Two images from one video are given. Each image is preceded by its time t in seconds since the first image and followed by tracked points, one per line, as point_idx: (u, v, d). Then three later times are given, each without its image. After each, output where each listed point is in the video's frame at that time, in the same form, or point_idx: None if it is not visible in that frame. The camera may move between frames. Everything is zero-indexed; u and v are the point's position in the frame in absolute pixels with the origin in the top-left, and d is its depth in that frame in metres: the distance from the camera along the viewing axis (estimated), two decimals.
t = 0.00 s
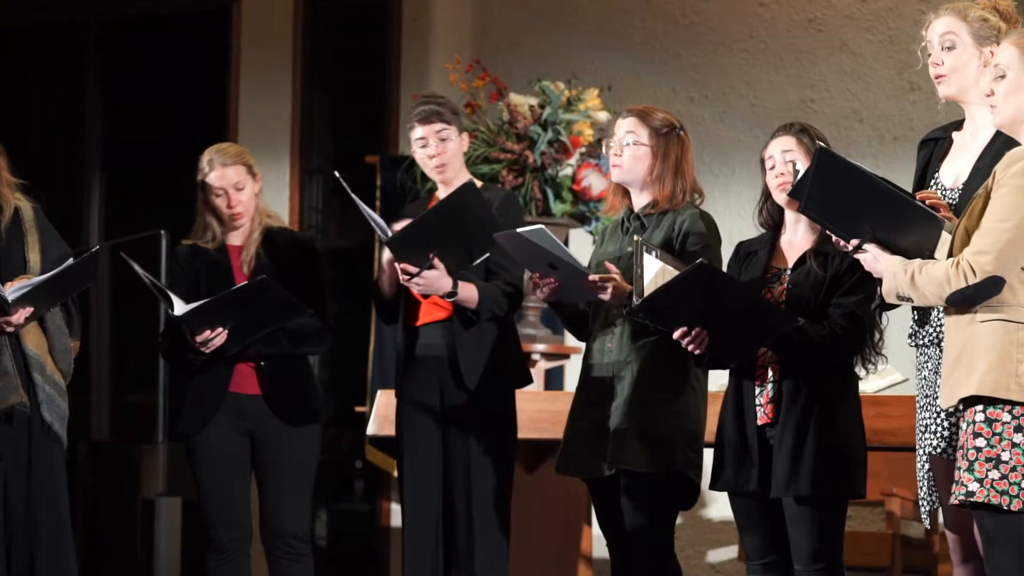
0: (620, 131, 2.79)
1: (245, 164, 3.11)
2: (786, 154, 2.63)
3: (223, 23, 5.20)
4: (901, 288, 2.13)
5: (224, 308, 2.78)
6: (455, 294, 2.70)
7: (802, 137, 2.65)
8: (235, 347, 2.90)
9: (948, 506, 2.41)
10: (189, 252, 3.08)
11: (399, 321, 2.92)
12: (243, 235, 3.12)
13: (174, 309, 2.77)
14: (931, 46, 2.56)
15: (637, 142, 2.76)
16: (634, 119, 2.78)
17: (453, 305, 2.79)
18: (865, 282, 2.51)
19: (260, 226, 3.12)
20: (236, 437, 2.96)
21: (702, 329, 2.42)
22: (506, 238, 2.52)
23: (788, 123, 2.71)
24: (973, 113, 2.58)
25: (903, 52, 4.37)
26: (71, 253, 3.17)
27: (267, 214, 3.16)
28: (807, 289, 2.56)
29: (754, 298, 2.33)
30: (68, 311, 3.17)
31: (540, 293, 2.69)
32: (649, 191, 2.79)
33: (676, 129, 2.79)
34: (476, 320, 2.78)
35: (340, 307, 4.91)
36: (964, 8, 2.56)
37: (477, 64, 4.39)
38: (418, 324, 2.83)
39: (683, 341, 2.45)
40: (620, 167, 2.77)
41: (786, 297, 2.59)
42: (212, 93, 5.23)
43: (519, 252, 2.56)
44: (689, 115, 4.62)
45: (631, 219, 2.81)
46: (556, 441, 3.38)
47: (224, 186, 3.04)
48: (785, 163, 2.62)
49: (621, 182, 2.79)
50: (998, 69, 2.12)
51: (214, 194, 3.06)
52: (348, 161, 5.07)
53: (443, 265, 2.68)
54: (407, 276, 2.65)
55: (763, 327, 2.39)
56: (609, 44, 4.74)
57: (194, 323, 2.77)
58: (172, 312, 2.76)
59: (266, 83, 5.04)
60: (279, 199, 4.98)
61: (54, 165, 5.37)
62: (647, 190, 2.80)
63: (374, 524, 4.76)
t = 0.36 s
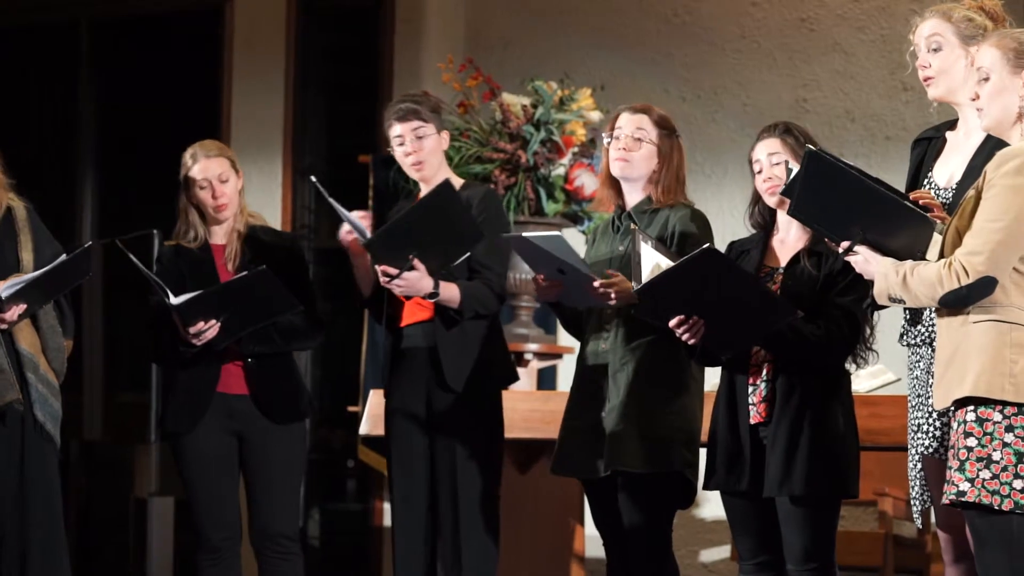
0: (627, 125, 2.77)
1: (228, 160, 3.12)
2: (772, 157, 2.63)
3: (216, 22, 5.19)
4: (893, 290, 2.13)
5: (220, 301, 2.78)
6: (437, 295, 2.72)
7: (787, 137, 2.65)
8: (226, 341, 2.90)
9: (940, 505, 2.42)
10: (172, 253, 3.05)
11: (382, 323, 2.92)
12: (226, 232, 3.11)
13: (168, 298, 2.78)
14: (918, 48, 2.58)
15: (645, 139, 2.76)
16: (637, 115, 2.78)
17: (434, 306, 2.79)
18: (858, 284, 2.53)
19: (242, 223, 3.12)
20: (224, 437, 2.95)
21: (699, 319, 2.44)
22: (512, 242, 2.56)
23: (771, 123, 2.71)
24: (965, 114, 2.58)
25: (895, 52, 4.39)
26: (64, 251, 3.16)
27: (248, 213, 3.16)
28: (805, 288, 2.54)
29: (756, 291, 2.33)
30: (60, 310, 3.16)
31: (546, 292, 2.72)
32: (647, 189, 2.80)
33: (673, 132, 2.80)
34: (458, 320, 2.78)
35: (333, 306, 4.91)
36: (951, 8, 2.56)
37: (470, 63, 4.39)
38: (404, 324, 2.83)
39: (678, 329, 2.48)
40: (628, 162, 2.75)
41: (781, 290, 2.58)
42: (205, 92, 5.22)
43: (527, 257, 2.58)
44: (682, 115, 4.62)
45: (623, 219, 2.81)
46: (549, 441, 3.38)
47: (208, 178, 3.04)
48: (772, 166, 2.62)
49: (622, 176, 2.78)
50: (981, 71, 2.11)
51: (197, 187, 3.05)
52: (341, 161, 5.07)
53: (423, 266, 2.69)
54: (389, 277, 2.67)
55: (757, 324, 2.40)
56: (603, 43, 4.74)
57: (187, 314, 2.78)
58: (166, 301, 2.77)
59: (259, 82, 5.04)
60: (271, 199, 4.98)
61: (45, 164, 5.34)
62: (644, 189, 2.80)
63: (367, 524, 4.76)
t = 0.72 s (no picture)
0: (629, 122, 2.78)
1: (230, 157, 3.13)
2: (761, 158, 2.63)
3: (211, 21, 5.18)
4: (884, 288, 2.14)
5: (218, 292, 2.78)
6: (420, 297, 2.71)
7: (775, 138, 2.66)
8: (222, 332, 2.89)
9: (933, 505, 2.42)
10: (172, 247, 3.05)
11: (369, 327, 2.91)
12: (226, 228, 3.11)
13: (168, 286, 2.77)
14: (912, 47, 2.58)
15: (645, 136, 2.77)
16: (638, 113, 2.79)
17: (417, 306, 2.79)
18: (852, 284, 2.51)
19: (241, 221, 3.12)
20: (217, 436, 2.94)
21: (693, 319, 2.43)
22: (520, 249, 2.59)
23: (759, 125, 2.71)
24: (958, 113, 2.58)
25: (889, 51, 4.39)
26: (58, 250, 3.15)
27: (248, 213, 3.16)
28: (796, 287, 2.55)
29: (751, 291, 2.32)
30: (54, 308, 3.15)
31: (554, 291, 2.74)
32: (643, 189, 2.81)
33: (671, 132, 2.81)
34: (443, 321, 2.79)
35: (327, 306, 4.90)
36: (944, 8, 2.57)
37: (464, 63, 4.38)
38: (388, 323, 2.83)
39: (672, 331, 2.49)
40: (628, 161, 2.76)
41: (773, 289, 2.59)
42: (199, 91, 5.21)
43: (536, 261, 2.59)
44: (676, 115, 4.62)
45: (619, 216, 2.81)
46: (543, 440, 3.38)
47: (211, 172, 3.04)
48: (761, 166, 2.62)
49: (623, 174, 2.78)
50: (975, 68, 2.11)
51: (200, 182, 3.05)
52: (335, 160, 5.06)
53: (404, 269, 2.68)
54: (369, 280, 2.66)
55: (751, 323, 2.40)
56: (597, 43, 4.74)
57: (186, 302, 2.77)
58: (165, 288, 2.76)
59: (252, 81, 5.04)
60: (265, 200, 4.98)
61: (39, 163, 5.33)
62: (641, 188, 2.80)
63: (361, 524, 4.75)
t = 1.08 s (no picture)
0: (632, 124, 2.78)
1: (241, 159, 3.13)
2: (750, 164, 2.63)
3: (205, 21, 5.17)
4: (876, 287, 2.14)
5: (211, 286, 2.76)
6: (406, 299, 2.71)
7: (763, 144, 2.65)
8: (218, 332, 2.89)
9: (927, 506, 2.42)
10: (178, 246, 3.06)
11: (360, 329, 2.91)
12: (233, 230, 3.11)
13: (161, 281, 2.78)
14: (905, 48, 2.58)
15: (649, 136, 2.77)
16: (639, 114, 2.79)
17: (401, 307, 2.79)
18: (844, 290, 2.49)
19: (249, 224, 3.12)
20: (212, 437, 2.94)
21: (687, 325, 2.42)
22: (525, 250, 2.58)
23: (749, 129, 2.70)
24: (951, 114, 2.58)
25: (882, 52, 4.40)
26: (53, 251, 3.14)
27: (257, 217, 3.15)
28: (786, 290, 2.54)
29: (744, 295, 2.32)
30: (49, 310, 3.14)
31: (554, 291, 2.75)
32: (642, 189, 2.80)
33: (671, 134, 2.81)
34: (432, 323, 2.80)
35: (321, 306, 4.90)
36: (938, 8, 2.57)
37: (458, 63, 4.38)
38: (377, 324, 2.84)
39: (664, 337, 2.51)
40: (631, 163, 2.76)
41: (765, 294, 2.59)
42: (194, 91, 5.20)
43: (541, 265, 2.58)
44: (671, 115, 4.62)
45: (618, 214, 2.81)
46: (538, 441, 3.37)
47: (218, 173, 3.05)
48: (749, 173, 2.62)
49: (625, 176, 2.77)
50: (973, 65, 2.11)
51: (207, 182, 3.06)
52: (330, 161, 5.05)
53: (389, 271, 2.68)
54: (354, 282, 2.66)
55: (746, 327, 2.39)
56: (592, 43, 4.74)
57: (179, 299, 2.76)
58: (159, 283, 2.77)
59: (247, 82, 5.03)
60: (260, 200, 4.98)
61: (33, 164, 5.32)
62: (640, 187, 2.80)
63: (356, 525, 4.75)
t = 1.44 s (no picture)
0: (630, 126, 2.78)
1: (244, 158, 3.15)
2: (743, 163, 2.64)
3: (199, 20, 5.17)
4: (866, 286, 2.14)
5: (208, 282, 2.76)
6: (394, 298, 2.71)
7: (758, 142, 2.66)
8: (214, 327, 2.88)
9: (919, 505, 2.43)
10: (180, 245, 3.09)
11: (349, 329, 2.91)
12: (237, 229, 3.11)
13: (156, 275, 2.79)
14: (898, 49, 2.58)
15: (647, 139, 2.77)
16: (635, 115, 2.79)
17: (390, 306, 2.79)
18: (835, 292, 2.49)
19: (251, 223, 3.11)
20: (208, 437, 2.93)
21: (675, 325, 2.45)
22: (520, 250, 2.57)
23: (744, 127, 2.71)
24: (944, 113, 2.59)
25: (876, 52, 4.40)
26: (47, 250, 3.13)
27: (262, 217, 3.15)
28: (775, 290, 2.55)
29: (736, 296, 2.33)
30: (43, 309, 3.13)
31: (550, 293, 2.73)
32: (640, 189, 2.81)
33: (668, 136, 2.80)
34: (421, 322, 2.80)
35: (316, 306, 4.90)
36: (930, 8, 2.57)
37: (452, 63, 4.37)
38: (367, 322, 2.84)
39: (655, 337, 2.48)
40: (629, 167, 2.77)
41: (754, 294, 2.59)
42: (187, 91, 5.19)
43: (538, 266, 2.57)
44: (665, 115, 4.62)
45: (613, 213, 2.81)
46: (531, 440, 3.37)
47: (222, 169, 3.07)
48: (742, 171, 2.63)
49: (624, 179, 2.78)
50: (965, 65, 2.12)
51: (211, 179, 3.08)
52: (324, 161, 5.05)
53: (376, 269, 2.67)
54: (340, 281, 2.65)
55: (738, 328, 2.40)
56: (586, 43, 4.74)
57: (174, 294, 2.77)
58: (153, 278, 2.78)
59: (241, 81, 5.02)
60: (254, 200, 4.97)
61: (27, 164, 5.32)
62: (638, 189, 2.81)
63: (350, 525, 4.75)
